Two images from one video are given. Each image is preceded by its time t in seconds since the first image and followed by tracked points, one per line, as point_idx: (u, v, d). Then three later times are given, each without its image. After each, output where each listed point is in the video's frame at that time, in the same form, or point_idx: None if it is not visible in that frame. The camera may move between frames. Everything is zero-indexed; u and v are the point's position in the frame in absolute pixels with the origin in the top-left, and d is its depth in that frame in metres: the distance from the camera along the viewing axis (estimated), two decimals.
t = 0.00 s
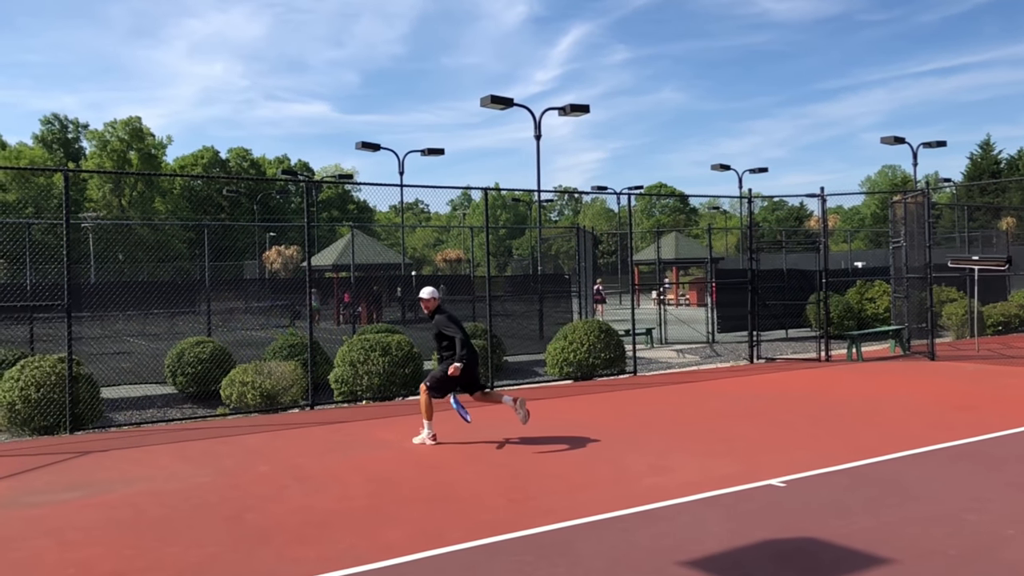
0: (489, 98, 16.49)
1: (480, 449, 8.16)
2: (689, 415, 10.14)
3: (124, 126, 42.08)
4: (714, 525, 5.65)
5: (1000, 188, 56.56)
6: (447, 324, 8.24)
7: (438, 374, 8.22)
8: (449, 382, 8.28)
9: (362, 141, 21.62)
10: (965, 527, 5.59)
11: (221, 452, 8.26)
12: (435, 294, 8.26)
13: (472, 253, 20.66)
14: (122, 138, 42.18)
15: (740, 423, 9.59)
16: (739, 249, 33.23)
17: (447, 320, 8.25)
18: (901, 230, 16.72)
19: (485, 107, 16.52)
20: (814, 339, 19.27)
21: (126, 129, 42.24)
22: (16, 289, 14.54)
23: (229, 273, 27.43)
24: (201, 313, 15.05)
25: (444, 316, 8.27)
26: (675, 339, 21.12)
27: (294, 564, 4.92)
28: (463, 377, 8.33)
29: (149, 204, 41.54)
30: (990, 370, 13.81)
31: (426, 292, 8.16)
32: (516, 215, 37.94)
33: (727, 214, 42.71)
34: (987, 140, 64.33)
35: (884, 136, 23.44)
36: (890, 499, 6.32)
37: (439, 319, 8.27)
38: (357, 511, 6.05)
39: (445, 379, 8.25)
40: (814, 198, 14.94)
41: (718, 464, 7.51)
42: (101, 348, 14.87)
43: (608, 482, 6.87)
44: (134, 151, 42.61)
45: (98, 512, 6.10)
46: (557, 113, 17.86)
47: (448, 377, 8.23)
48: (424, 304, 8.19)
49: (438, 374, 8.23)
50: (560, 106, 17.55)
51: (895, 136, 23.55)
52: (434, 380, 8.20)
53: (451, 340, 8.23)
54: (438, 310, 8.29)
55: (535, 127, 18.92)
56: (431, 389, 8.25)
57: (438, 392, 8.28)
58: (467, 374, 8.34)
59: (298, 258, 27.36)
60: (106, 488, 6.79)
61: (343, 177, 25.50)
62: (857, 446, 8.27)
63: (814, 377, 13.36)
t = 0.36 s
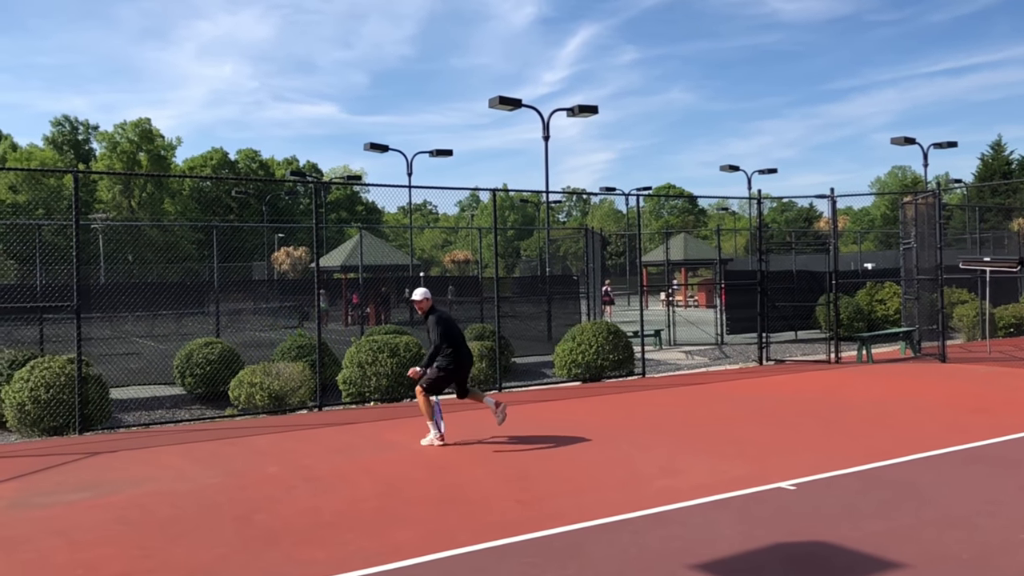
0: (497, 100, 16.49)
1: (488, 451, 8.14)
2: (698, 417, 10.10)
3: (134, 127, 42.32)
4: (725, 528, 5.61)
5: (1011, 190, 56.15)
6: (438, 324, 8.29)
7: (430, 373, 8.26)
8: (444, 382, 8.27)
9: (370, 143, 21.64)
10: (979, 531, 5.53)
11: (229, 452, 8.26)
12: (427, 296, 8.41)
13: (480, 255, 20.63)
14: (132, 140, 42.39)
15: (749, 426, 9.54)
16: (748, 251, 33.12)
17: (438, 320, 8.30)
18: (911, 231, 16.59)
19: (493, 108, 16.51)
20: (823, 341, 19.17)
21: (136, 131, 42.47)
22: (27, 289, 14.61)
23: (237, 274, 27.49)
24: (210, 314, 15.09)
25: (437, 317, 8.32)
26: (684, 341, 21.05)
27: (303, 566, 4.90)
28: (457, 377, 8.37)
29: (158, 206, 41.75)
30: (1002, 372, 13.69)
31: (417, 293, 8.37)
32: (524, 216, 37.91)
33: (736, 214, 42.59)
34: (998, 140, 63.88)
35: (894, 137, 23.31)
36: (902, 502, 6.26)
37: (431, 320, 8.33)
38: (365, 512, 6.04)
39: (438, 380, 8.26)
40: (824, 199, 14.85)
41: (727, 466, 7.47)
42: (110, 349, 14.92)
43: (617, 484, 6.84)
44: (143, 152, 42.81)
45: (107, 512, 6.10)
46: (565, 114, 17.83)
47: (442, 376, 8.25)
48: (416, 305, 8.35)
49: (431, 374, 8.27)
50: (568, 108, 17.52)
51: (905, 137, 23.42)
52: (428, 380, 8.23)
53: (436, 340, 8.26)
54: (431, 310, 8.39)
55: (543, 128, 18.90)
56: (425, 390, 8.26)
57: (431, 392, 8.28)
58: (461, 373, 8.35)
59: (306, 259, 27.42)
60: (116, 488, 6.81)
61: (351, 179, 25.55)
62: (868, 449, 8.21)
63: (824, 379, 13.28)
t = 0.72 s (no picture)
0: (503, 101, 16.46)
1: (492, 454, 8.09)
2: (705, 420, 10.03)
3: (140, 129, 42.41)
4: (732, 532, 5.56)
5: (1019, 192, 55.87)
6: (429, 324, 8.35)
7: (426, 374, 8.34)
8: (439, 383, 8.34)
9: (376, 144, 21.63)
10: (990, 536, 5.47)
11: (234, 454, 8.23)
12: (421, 295, 8.42)
13: (485, 256, 20.57)
14: (138, 141, 42.47)
15: (756, 428, 9.46)
16: (754, 253, 32.99)
17: (428, 321, 8.35)
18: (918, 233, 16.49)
19: (499, 109, 16.48)
20: (830, 344, 19.07)
21: (141, 132, 42.56)
22: (33, 290, 14.63)
23: (243, 275, 27.50)
24: (215, 315, 15.09)
25: (429, 317, 8.36)
26: (689, 343, 20.97)
27: (307, 568, 4.86)
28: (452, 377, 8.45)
29: (164, 207, 41.85)
30: (1011, 376, 13.58)
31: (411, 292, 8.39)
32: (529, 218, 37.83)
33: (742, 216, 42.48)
34: (1007, 142, 63.58)
35: (901, 139, 23.21)
36: (911, 507, 6.20)
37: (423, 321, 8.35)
38: (370, 515, 6.00)
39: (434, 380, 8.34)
40: (830, 200, 14.76)
41: (734, 470, 7.41)
42: (116, 350, 14.93)
43: (624, 487, 6.78)
44: (149, 153, 42.89)
45: (111, 514, 6.07)
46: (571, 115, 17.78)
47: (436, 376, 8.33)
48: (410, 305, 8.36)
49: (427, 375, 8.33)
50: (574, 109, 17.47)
51: (912, 139, 23.30)
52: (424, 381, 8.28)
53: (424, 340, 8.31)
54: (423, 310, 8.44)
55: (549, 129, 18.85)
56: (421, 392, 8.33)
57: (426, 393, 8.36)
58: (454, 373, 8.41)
59: (312, 261, 27.43)
60: (120, 490, 6.78)
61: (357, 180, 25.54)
62: (876, 452, 8.14)
63: (831, 382, 13.20)
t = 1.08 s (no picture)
0: (509, 104, 16.45)
1: (497, 458, 8.05)
2: (711, 425, 9.97)
3: (147, 131, 42.56)
4: (739, 538, 5.51)
5: None
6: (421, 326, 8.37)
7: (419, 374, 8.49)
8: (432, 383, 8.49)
9: (382, 147, 21.64)
10: (1001, 544, 5.40)
11: (238, 457, 8.22)
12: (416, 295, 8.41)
13: (491, 259, 20.54)
14: (145, 143, 42.62)
15: (763, 434, 9.40)
16: (761, 257, 32.91)
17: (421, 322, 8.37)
18: (926, 237, 16.38)
19: (505, 112, 16.47)
20: (838, 348, 18.98)
21: (149, 134, 42.69)
22: (40, 291, 14.66)
23: (249, 277, 27.55)
24: (221, 317, 15.09)
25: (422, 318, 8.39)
26: (696, 347, 20.91)
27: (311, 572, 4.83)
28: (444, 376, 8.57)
29: (171, 209, 42.00)
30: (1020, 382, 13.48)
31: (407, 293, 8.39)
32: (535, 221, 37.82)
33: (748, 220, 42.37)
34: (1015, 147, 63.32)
35: (909, 143, 23.10)
36: (921, 514, 6.14)
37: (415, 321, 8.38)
38: (375, 518, 5.97)
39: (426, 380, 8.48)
40: (838, 204, 14.67)
41: (741, 475, 7.35)
42: (122, 351, 14.94)
43: (630, 492, 6.74)
44: (156, 155, 43.02)
45: (116, 516, 6.05)
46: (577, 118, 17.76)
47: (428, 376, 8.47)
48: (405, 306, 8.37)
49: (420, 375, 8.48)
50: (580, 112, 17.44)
51: (921, 143, 23.20)
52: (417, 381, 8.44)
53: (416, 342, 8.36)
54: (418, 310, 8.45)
55: (555, 132, 18.83)
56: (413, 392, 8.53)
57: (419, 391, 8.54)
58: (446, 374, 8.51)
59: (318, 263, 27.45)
60: (125, 491, 6.77)
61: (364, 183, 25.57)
62: (884, 459, 8.08)
63: (838, 387, 13.12)
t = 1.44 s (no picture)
0: (519, 107, 16.46)
1: (505, 462, 8.04)
2: (720, 430, 9.93)
3: (159, 134, 42.80)
4: (747, 544, 5.49)
5: None
6: (417, 329, 8.42)
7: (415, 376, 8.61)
8: (427, 384, 8.62)
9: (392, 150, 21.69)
10: (1012, 552, 5.35)
11: (247, 458, 8.24)
12: (413, 297, 8.45)
13: (500, 263, 20.52)
14: (157, 146, 42.85)
15: (773, 439, 9.35)
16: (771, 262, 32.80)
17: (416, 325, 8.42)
18: (938, 242, 16.28)
19: (515, 116, 16.48)
20: (848, 354, 18.89)
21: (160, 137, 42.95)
22: (51, 293, 14.76)
23: (259, 280, 27.67)
24: (230, 319, 15.15)
25: (418, 320, 8.45)
26: (705, 351, 20.84)
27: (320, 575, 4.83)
28: (439, 377, 8.70)
29: (181, 211, 42.19)
30: None
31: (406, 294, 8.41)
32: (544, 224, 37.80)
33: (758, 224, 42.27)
34: None
35: (920, 147, 22.98)
36: (931, 521, 6.09)
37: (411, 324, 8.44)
38: (382, 522, 5.96)
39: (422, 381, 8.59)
40: (848, 209, 14.60)
41: (749, 481, 7.32)
42: (133, 352, 15.02)
43: (638, 497, 6.72)
44: (168, 158, 43.26)
45: (125, 517, 6.07)
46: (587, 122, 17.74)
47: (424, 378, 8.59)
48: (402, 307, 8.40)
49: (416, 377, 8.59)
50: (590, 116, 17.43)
51: (932, 147, 23.08)
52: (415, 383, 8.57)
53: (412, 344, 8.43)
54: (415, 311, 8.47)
55: (565, 136, 18.83)
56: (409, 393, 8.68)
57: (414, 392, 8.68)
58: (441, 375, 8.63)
59: (328, 265, 27.52)
60: (133, 492, 6.80)
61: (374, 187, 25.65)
62: (894, 465, 8.02)
63: (849, 393, 13.04)
